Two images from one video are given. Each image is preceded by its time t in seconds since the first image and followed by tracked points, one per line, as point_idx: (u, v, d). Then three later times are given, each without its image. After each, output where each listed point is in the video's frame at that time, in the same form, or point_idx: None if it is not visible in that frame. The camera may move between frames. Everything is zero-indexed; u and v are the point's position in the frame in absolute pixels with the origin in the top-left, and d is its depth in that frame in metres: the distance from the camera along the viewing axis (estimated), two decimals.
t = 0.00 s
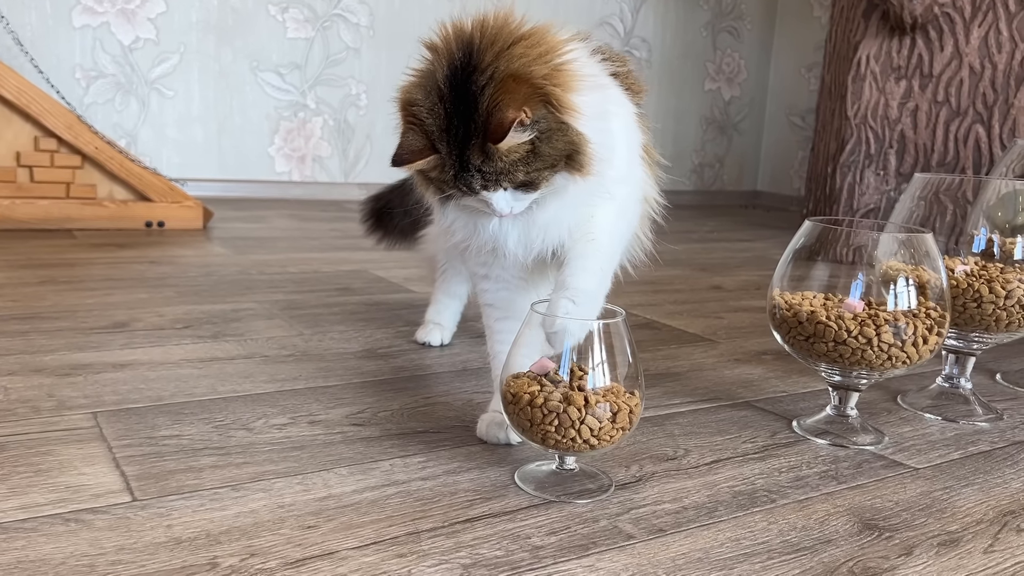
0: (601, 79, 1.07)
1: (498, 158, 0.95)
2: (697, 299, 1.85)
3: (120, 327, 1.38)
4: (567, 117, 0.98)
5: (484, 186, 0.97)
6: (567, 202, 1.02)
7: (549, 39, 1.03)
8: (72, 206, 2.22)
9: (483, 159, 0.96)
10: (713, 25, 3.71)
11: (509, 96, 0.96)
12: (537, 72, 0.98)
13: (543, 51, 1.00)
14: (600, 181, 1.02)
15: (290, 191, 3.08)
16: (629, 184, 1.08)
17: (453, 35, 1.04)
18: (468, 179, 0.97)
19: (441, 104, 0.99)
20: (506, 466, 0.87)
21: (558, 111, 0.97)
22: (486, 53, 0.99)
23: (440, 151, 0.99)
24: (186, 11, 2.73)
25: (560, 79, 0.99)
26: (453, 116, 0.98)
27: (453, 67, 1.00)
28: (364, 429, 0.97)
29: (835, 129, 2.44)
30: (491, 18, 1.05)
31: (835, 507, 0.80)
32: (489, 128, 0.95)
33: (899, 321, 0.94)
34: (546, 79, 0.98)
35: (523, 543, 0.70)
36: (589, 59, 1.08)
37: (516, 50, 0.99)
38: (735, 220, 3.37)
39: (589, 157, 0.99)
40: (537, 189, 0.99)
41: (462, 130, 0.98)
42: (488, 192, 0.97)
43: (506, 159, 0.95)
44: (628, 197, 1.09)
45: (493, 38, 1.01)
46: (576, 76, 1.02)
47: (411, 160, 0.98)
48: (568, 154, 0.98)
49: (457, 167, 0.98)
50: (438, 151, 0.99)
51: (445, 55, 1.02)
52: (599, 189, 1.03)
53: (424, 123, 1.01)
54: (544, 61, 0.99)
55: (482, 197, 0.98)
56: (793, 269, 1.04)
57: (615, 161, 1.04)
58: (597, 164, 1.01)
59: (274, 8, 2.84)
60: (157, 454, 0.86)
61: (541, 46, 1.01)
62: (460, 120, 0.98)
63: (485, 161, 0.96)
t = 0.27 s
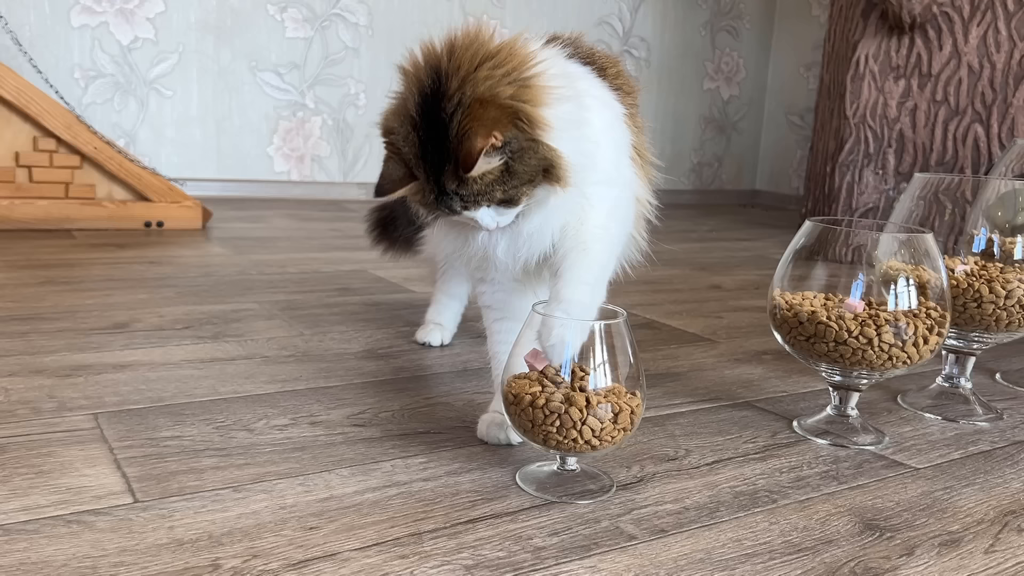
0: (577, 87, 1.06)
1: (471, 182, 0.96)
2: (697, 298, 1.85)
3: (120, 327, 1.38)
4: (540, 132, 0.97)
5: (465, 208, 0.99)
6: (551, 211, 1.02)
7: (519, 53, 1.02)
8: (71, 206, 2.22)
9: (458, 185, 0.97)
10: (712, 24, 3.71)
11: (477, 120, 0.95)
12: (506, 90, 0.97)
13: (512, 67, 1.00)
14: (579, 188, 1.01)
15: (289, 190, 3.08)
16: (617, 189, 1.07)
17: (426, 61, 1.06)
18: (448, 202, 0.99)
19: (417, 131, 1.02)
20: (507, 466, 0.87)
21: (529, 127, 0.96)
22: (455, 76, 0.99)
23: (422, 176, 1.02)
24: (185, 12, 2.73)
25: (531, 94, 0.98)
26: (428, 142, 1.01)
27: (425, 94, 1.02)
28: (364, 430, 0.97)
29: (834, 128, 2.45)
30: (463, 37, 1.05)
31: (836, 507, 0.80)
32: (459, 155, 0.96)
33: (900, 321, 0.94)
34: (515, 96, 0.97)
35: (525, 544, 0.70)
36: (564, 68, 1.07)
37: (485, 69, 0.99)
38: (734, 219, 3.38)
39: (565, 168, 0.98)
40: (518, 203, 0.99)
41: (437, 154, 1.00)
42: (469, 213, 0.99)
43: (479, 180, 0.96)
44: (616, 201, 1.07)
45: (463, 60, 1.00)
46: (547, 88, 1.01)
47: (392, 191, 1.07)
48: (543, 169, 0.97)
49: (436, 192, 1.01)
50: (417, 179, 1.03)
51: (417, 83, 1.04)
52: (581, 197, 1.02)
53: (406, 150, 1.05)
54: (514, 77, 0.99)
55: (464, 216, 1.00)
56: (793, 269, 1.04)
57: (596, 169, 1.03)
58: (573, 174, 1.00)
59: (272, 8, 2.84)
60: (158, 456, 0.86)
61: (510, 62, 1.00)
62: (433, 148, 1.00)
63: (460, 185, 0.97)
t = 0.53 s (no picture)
0: (573, 104, 1.06)
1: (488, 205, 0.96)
2: (696, 298, 1.86)
3: (120, 328, 1.38)
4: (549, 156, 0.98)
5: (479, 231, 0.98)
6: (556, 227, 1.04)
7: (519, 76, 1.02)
8: (70, 207, 2.22)
9: (474, 208, 0.96)
10: (710, 24, 3.71)
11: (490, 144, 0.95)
12: (516, 114, 0.97)
13: (517, 91, 0.99)
14: (587, 212, 1.04)
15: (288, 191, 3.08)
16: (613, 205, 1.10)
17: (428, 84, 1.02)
18: (462, 228, 0.98)
19: (424, 158, 1.00)
20: (507, 467, 0.87)
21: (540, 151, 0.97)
22: (462, 100, 0.97)
23: (433, 202, 1.00)
24: (184, 12, 2.73)
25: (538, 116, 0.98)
26: (438, 168, 0.99)
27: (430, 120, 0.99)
28: (364, 430, 0.97)
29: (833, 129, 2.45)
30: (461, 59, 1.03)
31: (835, 508, 0.80)
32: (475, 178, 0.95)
33: (898, 321, 0.94)
34: (526, 120, 0.97)
35: (524, 545, 0.70)
36: (559, 86, 1.07)
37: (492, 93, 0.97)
38: (733, 220, 3.38)
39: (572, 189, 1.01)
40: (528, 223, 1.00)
41: (449, 179, 0.98)
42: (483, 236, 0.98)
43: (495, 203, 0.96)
44: (612, 216, 1.11)
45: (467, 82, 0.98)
46: (552, 112, 1.01)
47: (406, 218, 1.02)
48: (554, 191, 0.99)
49: (450, 217, 0.99)
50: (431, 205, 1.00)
51: (420, 107, 1.00)
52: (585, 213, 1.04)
53: (414, 177, 1.02)
54: (521, 101, 0.98)
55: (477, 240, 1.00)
56: (792, 270, 1.04)
57: (597, 189, 1.05)
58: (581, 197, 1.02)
59: (271, 8, 2.84)
60: (158, 457, 0.86)
61: (514, 85, 0.99)
62: (446, 172, 0.98)
63: (476, 208, 0.96)
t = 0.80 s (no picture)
0: (559, 161, 1.11)
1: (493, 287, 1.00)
2: (695, 299, 1.86)
3: (119, 328, 1.38)
4: (547, 233, 1.04)
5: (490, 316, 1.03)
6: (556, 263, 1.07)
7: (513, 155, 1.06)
8: (69, 207, 2.22)
9: (481, 290, 1.01)
10: (710, 25, 3.71)
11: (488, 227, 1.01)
12: (509, 199, 1.03)
13: (511, 174, 1.04)
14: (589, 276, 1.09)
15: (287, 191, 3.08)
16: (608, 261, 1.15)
17: (428, 187, 1.10)
18: (474, 315, 1.03)
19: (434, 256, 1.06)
20: (506, 468, 0.87)
21: (538, 231, 1.02)
22: (460, 197, 1.04)
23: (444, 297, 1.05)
24: (184, 12, 2.73)
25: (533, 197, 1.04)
26: (446, 263, 1.05)
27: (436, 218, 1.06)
28: (363, 431, 0.97)
29: (832, 128, 2.46)
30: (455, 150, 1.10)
31: (834, 508, 0.80)
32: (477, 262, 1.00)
33: (897, 322, 0.94)
34: (521, 204, 1.03)
35: (523, 545, 0.70)
36: (552, 153, 1.11)
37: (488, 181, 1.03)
38: (732, 220, 3.38)
39: (574, 263, 1.05)
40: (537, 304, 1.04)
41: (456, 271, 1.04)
42: (494, 319, 1.03)
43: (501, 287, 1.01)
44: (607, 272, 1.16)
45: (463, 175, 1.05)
46: (545, 189, 1.06)
47: (419, 313, 1.06)
48: (557, 266, 1.04)
49: (460, 307, 1.04)
50: (441, 299, 1.05)
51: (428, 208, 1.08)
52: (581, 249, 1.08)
53: (425, 276, 1.08)
54: (515, 184, 1.03)
55: (490, 326, 1.04)
56: (791, 270, 1.04)
57: (593, 253, 1.10)
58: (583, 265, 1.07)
59: (271, 8, 2.84)
60: (157, 457, 0.86)
61: (508, 169, 1.05)
62: (450, 264, 1.04)
63: (483, 292, 1.01)
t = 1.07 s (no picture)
0: (549, 168, 1.11)
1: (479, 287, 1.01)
2: (695, 299, 1.86)
3: (119, 328, 1.38)
4: (529, 234, 1.04)
5: (478, 317, 1.03)
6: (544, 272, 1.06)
7: (499, 159, 1.08)
8: (69, 207, 2.22)
9: (467, 292, 1.02)
10: (710, 25, 3.71)
11: (471, 229, 1.02)
12: (490, 203, 1.03)
13: (496, 177, 1.05)
14: (575, 281, 1.07)
15: (287, 191, 3.08)
16: (603, 269, 1.13)
17: (412, 196, 1.12)
18: (463, 317, 1.03)
19: (418, 262, 1.06)
20: (505, 467, 0.87)
21: (519, 232, 1.03)
22: (441, 203, 1.05)
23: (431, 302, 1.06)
24: (184, 12, 2.73)
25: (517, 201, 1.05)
26: (430, 267, 1.05)
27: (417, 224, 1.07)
28: (362, 430, 0.97)
29: (832, 128, 2.46)
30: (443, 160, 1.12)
31: (833, 507, 0.80)
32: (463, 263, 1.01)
33: (897, 321, 0.94)
34: (503, 205, 1.03)
35: (523, 544, 0.70)
36: (542, 159, 1.11)
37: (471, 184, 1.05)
38: (732, 220, 3.38)
39: (558, 267, 1.05)
40: (525, 304, 1.05)
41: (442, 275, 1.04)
42: (482, 321, 1.04)
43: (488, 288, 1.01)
44: (603, 281, 1.14)
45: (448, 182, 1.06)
46: (530, 191, 1.06)
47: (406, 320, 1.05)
48: (541, 266, 1.04)
49: (448, 310, 1.04)
50: (427, 304, 1.05)
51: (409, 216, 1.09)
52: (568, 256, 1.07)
53: (410, 283, 1.08)
54: (498, 188, 1.04)
55: (477, 329, 1.04)
56: (790, 269, 1.04)
57: (583, 259, 1.09)
58: (567, 269, 1.06)
59: (271, 8, 2.84)
60: (157, 456, 0.86)
61: (493, 172, 1.06)
62: (435, 269, 1.04)
63: (470, 293, 1.02)
